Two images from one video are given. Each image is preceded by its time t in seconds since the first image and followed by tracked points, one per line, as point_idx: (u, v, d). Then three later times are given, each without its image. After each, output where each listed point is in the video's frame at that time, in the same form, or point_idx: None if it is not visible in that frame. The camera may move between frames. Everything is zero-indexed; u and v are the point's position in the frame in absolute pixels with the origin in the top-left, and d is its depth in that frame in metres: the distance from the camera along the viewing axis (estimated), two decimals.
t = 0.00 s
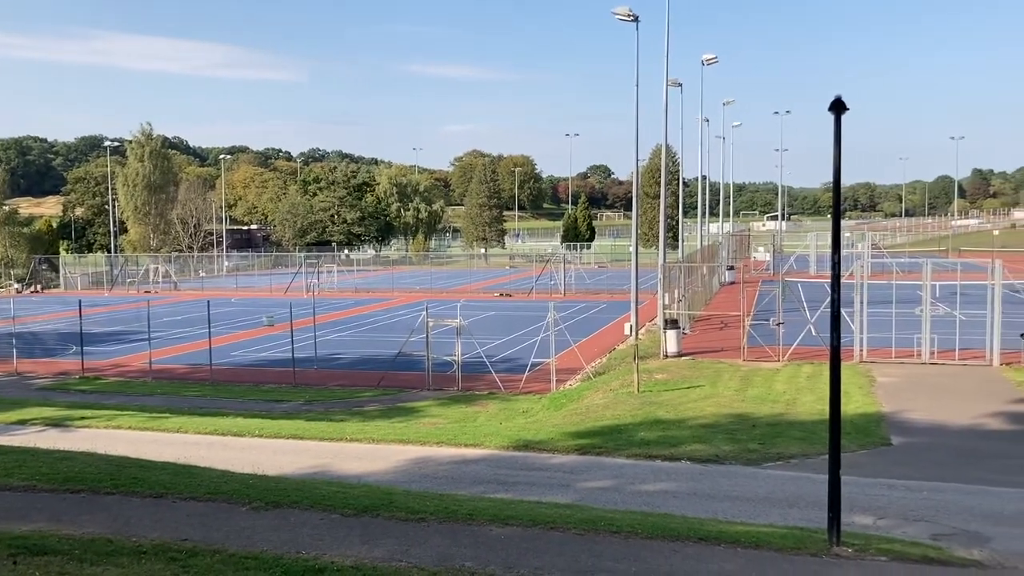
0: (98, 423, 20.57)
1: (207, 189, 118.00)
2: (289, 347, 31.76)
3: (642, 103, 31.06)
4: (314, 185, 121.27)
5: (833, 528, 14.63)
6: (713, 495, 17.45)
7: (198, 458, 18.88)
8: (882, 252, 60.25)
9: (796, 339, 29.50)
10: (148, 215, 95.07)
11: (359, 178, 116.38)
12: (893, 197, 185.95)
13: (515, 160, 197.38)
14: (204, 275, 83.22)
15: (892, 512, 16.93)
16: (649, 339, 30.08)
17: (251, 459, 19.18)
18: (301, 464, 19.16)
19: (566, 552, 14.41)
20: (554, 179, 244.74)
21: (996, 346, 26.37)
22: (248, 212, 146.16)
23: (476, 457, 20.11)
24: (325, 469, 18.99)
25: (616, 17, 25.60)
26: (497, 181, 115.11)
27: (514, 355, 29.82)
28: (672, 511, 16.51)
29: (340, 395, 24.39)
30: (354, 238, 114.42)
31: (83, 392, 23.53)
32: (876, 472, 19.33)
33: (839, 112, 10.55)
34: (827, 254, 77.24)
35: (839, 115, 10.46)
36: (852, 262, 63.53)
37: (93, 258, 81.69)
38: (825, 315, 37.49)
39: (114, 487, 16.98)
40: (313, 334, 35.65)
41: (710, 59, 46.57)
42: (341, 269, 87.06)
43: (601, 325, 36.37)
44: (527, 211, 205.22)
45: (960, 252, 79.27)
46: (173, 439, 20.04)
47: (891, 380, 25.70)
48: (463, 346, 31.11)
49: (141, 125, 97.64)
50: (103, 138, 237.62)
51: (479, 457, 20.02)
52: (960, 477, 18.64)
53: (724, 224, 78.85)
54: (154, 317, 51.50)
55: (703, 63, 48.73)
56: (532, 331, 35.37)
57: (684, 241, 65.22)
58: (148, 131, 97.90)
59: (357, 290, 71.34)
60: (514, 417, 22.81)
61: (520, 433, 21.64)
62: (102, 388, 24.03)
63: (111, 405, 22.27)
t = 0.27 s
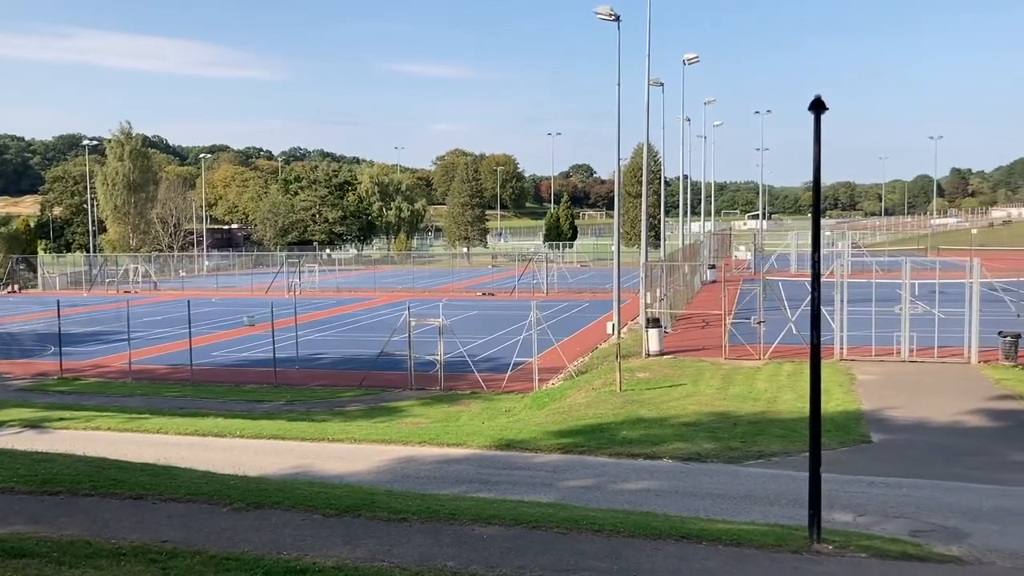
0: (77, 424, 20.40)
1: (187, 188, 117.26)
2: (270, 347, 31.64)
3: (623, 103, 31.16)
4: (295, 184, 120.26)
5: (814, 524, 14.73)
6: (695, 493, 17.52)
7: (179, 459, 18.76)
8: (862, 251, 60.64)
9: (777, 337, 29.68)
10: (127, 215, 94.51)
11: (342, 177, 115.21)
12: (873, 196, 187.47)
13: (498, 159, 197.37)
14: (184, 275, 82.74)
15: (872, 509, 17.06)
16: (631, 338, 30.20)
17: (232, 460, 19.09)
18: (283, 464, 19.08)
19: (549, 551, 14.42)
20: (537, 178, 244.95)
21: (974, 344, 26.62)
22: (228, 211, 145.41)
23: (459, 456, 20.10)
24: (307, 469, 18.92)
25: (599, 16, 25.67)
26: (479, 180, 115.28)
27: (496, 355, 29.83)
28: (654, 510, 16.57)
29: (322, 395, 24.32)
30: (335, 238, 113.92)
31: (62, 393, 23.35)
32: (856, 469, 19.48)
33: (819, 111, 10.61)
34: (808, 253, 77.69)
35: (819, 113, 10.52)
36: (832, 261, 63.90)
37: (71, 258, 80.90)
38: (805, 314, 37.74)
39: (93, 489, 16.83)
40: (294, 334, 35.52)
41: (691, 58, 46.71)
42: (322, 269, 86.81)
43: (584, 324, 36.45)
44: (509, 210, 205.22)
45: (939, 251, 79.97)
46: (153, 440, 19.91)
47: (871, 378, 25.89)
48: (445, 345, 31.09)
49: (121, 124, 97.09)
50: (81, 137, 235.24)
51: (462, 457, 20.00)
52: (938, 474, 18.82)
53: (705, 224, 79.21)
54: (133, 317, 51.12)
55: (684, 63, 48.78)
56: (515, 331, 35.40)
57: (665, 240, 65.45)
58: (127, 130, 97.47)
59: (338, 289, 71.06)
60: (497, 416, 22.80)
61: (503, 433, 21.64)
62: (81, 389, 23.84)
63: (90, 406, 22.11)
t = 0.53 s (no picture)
0: (56, 425, 20.23)
1: (167, 188, 116.51)
2: (251, 347, 31.50)
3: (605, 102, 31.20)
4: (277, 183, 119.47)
5: (795, 522, 14.83)
6: (677, 491, 17.58)
7: (159, 459, 18.64)
8: (842, 250, 61.14)
9: (759, 336, 29.87)
10: (107, 215, 93.90)
11: (323, 175, 114.46)
12: (853, 195, 189.08)
13: (480, 158, 197.39)
14: (164, 274, 82.27)
15: (852, 506, 17.19)
16: (613, 337, 30.29)
17: (213, 460, 18.98)
18: (264, 464, 19.00)
19: (531, 550, 14.43)
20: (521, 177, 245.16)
21: (952, 342, 26.89)
22: (209, 210, 144.61)
23: (442, 456, 20.09)
24: (289, 469, 18.85)
25: (580, 16, 25.72)
26: (461, 179, 115.33)
27: (479, 354, 29.85)
28: (636, 508, 16.62)
29: (304, 395, 24.25)
30: (317, 237, 113.36)
31: (40, 394, 23.16)
32: (836, 466, 19.62)
33: (798, 110, 10.66)
34: (788, 252, 78.25)
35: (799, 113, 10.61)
36: (812, 260, 64.40)
37: (50, 258, 80.11)
38: (785, 313, 37.99)
39: (72, 491, 16.67)
40: (276, 334, 35.38)
41: (673, 58, 46.92)
42: (304, 268, 86.61)
43: (566, 324, 36.51)
44: (491, 210, 205.34)
45: (918, 250, 80.71)
46: (132, 441, 19.76)
47: (851, 376, 26.09)
48: (428, 344, 31.08)
49: (100, 122, 96.43)
50: (60, 136, 232.80)
51: (444, 457, 19.97)
52: (917, 471, 18.98)
53: (686, 223, 79.61)
54: (113, 317, 50.76)
55: (666, 62, 48.92)
56: (498, 330, 35.42)
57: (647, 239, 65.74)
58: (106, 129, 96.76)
59: (320, 289, 70.83)
60: (480, 415, 22.81)
61: (485, 432, 21.65)
62: (60, 390, 23.66)
63: (69, 406, 21.93)
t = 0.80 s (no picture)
0: (34, 427, 20.07)
1: (146, 187, 115.58)
2: (231, 347, 31.36)
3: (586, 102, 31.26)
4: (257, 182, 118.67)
5: (775, 519, 14.93)
6: (658, 489, 17.67)
7: (139, 460, 18.52)
8: (821, 249, 61.65)
9: (740, 334, 30.02)
10: (86, 214, 93.17)
11: (305, 174, 113.60)
12: (833, 195, 190.72)
13: (462, 158, 197.27)
14: (144, 274, 81.71)
15: (831, 503, 17.33)
16: (595, 336, 30.38)
17: (193, 461, 18.89)
18: (244, 465, 18.91)
19: (512, 549, 14.47)
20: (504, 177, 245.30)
21: (930, 340, 27.17)
22: (189, 210, 143.43)
23: (424, 455, 20.08)
24: (269, 469, 18.79)
25: (562, 15, 25.76)
26: (443, 179, 115.26)
27: (461, 353, 29.85)
28: (617, 506, 16.68)
29: (285, 395, 24.18)
30: (297, 236, 112.79)
31: (18, 395, 22.96)
32: (815, 463, 19.78)
33: (778, 109, 10.76)
34: (769, 251, 78.82)
35: (777, 113, 10.71)
36: (792, 259, 64.89)
37: (27, 258, 79.18)
38: (765, 311, 38.28)
39: (49, 493, 16.52)
40: (256, 334, 35.27)
41: (653, 58, 47.13)
42: (285, 268, 86.36)
43: (548, 323, 36.59)
44: (474, 209, 205.24)
45: (897, 249, 81.50)
46: (111, 442, 19.64)
47: (830, 373, 26.30)
48: (410, 344, 31.05)
49: (79, 122, 95.77)
50: (36, 135, 229.97)
51: (426, 456, 19.96)
52: (896, 468, 19.18)
53: (667, 223, 79.98)
54: (92, 317, 50.42)
55: (647, 62, 49.07)
56: (480, 329, 35.41)
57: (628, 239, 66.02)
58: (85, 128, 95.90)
59: (301, 289, 70.56)
60: (462, 415, 22.80)
61: (467, 431, 21.66)
62: (38, 391, 23.48)
63: (48, 408, 21.77)
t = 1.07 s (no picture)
0: (10, 429, 19.85)
1: (124, 186, 114.40)
2: (211, 348, 31.12)
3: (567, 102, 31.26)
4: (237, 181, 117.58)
5: (755, 517, 15.02)
6: (639, 487, 17.73)
7: (118, 462, 18.35)
8: (800, 248, 62.13)
9: (720, 333, 30.19)
10: (63, 213, 92.12)
11: (285, 174, 112.72)
12: (812, 194, 192.14)
13: (442, 156, 197.06)
14: (123, 274, 80.92)
15: (810, 500, 17.47)
16: (576, 335, 30.45)
17: (173, 462, 18.75)
18: (224, 466, 18.79)
19: (494, 548, 14.45)
20: (485, 176, 245.30)
21: (908, 338, 27.44)
22: (168, 209, 142.02)
23: (405, 455, 20.04)
24: (249, 470, 18.68)
25: (542, 15, 25.75)
26: (425, 178, 115.01)
27: (443, 353, 29.82)
28: (599, 505, 16.71)
29: (266, 395, 24.07)
30: (278, 236, 111.90)
31: None
32: (796, 461, 19.91)
33: (758, 110, 10.80)
34: (748, 250, 79.34)
35: (757, 113, 10.77)
36: (772, 258, 65.35)
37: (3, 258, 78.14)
38: (745, 310, 38.51)
39: (26, 495, 16.34)
40: (237, 334, 35.02)
41: (634, 58, 47.30)
42: (265, 268, 86.02)
43: (530, 322, 36.62)
44: (455, 209, 205.04)
45: (875, 248, 82.21)
46: (90, 443, 19.46)
47: (810, 372, 26.51)
48: (391, 344, 31.01)
49: (56, 121, 94.89)
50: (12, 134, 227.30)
51: (407, 456, 19.91)
52: (874, 465, 19.36)
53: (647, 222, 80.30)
54: (69, 317, 49.90)
55: (627, 61, 49.14)
56: (462, 329, 35.40)
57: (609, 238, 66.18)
58: (62, 127, 94.97)
59: (281, 289, 70.20)
60: (444, 414, 22.79)
61: (449, 431, 21.64)
62: (15, 392, 23.23)
63: (25, 409, 21.54)
